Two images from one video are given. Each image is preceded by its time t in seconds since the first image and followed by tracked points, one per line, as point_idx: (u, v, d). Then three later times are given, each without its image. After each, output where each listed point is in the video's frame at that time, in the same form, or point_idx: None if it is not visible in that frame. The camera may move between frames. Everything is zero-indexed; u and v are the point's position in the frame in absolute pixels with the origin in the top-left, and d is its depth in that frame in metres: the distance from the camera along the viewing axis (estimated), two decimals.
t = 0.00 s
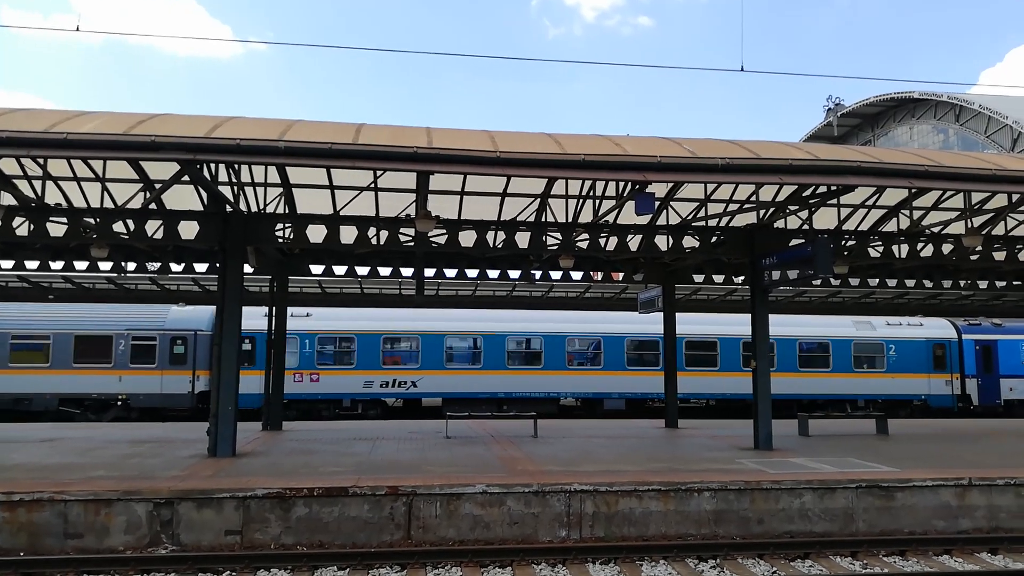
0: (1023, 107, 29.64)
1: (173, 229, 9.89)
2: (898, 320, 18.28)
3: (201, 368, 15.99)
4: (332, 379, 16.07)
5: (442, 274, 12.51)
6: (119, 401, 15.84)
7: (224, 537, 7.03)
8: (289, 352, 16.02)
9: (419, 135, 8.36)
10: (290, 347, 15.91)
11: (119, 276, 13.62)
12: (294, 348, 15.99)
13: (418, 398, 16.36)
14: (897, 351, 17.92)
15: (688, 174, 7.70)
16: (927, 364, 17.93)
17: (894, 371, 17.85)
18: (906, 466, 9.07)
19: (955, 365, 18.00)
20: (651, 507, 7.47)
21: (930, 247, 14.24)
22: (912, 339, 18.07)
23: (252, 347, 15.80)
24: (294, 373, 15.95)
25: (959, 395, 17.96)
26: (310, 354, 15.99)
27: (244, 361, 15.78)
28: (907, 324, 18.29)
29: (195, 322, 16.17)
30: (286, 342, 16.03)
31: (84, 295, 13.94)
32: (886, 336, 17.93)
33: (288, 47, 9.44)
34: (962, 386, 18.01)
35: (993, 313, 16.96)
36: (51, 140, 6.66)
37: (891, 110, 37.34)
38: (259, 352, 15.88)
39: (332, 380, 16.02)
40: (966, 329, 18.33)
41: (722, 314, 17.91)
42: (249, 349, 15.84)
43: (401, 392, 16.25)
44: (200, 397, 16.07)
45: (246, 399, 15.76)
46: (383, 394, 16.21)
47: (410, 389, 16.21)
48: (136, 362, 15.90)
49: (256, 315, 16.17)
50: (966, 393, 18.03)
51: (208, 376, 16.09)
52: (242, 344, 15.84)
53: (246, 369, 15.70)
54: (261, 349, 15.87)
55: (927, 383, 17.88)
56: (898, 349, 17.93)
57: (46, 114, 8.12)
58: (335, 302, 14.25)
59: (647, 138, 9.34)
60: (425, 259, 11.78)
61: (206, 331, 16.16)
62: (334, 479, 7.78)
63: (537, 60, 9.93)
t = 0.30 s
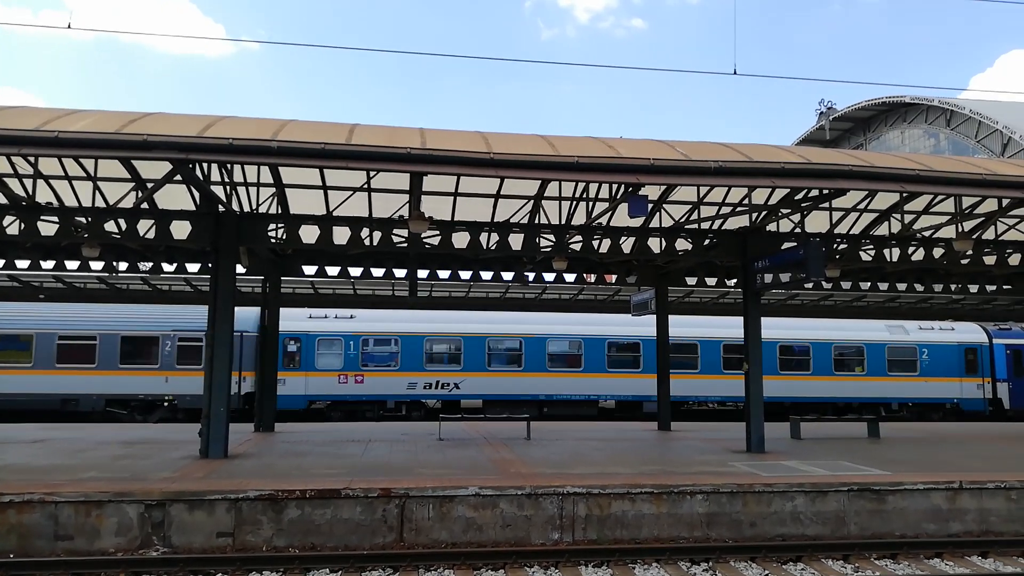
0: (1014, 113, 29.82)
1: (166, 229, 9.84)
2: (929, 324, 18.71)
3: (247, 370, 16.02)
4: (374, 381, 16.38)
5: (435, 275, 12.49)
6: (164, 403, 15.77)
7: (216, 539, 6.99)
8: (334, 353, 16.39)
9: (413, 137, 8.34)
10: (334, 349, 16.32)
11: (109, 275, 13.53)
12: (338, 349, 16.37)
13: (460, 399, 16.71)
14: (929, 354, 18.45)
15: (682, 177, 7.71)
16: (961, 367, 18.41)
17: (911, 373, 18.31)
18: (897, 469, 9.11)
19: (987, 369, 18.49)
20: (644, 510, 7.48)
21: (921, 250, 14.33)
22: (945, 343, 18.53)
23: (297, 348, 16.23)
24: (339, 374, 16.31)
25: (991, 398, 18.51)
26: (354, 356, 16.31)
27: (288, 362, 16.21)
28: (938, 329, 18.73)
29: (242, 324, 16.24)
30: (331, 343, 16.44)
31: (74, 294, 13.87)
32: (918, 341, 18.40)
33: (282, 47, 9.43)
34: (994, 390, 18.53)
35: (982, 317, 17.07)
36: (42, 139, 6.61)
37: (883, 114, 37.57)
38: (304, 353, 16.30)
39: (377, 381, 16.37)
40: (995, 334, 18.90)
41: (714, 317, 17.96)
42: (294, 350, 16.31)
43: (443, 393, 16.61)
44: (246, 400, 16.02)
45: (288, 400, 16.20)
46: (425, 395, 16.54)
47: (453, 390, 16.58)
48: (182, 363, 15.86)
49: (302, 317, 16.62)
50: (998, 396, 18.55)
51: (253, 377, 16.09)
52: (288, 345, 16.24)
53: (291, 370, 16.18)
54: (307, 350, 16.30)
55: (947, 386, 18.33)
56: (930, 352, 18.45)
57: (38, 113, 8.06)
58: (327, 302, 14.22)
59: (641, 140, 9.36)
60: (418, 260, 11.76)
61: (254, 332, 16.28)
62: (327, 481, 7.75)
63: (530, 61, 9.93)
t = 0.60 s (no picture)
0: (1009, 119, 29.95)
1: (161, 231, 9.83)
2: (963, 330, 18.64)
3: (294, 372, 16.23)
4: (419, 384, 16.37)
5: (430, 278, 12.48)
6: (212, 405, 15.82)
7: (208, 541, 6.97)
8: (379, 356, 16.43)
9: (409, 139, 8.34)
10: (380, 352, 16.36)
11: (103, 277, 13.49)
12: (383, 353, 16.41)
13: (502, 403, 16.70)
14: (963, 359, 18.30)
15: (677, 182, 7.73)
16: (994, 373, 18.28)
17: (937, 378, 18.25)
18: (890, 473, 9.13)
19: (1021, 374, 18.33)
20: (637, 513, 7.48)
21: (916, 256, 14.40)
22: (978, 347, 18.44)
23: (342, 351, 16.24)
24: (384, 377, 16.32)
25: None
26: (399, 359, 16.38)
27: (333, 365, 16.14)
28: (972, 334, 18.56)
29: (287, 326, 16.38)
30: (376, 347, 16.46)
31: (69, 296, 13.84)
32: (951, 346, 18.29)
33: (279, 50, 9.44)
34: None
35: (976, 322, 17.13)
36: (37, 140, 6.61)
37: (878, 120, 37.72)
38: (350, 356, 16.31)
39: (422, 384, 16.34)
40: None
41: (709, 320, 18.00)
42: (340, 354, 16.31)
43: (486, 397, 16.61)
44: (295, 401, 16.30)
45: (334, 402, 16.19)
46: (468, 398, 16.56)
47: (496, 393, 16.60)
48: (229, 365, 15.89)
49: (346, 320, 16.61)
50: None
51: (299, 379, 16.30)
52: (333, 348, 16.27)
53: (336, 373, 16.14)
54: (353, 353, 16.30)
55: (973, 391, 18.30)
56: (964, 357, 18.29)
57: (33, 114, 8.05)
58: (323, 305, 14.21)
59: (636, 145, 9.39)
60: (414, 263, 11.76)
61: (299, 334, 16.45)
62: (321, 483, 7.74)
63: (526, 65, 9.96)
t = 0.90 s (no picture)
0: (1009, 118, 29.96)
1: (163, 233, 9.84)
2: (1003, 331, 19.51)
3: (348, 374, 16.58)
4: (470, 385, 16.82)
5: (432, 280, 12.47)
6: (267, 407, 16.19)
7: (212, 543, 6.97)
8: (430, 358, 16.87)
9: (411, 141, 8.35)
10: (431, 354, 16.79)
11: (105, 280, 13.50)
12: (435, 355, 16.83)
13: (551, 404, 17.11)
14: (1005, 360, 19.10)
15: (679, 182, 7.73)
16: None
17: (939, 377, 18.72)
18: (894, 473, 9.13)
19: None
20: (641, 514, 7.47)
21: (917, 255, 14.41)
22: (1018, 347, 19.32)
23: (394, 354, 16.70)
24: (435, 378, 16.77)
25: None
26: (450, 361, 16.80)
27: (386, 367, 16.64)
28: (1013, 335, 19.53)
29: (341, 329, 16.68)
30: (427, 349, 16.90)
31: (71, 299, 13.85)
32: (993, 346, 19.08)
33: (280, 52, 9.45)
34: None
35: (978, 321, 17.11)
36: (40, 143, 6.61)
37: (879, 120, 37.75)
38: (402, 358, 16.76)
39: (472, 385, 16.79)
40: None
41: (710, 321, 18.00)
42: (392, 356, 16.76)
43: (535, 398, 17.02)
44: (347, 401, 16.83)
45: (387, 403, 16.69)
46: (517, 399, 17.00)
47: (545, 394, 17.01)
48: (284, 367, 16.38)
49: (398, 323, 17.06)
50: None
51: (353, 381, 16.71)
52: (386, 350, 16.73)
53: (389, 375, 16.62)
54: (404, 355, 16.75)
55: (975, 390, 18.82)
56: (1007, 358, 19.11)
57: (36, 117, 8.06)
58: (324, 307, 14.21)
59: (638, 146, 9.40)
60: (415, 264, 11.77)
61: (352, 338, 16.72)
62: (325, 484, 7.74)
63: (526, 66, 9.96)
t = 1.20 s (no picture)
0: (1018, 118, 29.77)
1: (170, 235, 9.88)
2: None
3: (404, 375, 16.89)
4: (524, 386, 17.07)
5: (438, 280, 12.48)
6: (325, 407, 16.47)
7: (220, 544, 7.00)
8: (483, 359, 17.12)
9: (416, 142, 8.37)
10: (484, 355, 17.03)
11: (113, 282, 13.56)
12: (488, 356, 17.08)
13: (603, 405, 17.35)
14: None
15: (684, 183, 7.72)
16: None
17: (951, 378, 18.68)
18: (902, 474, 9.08)
19: None
20: (647, 515, 7.47)
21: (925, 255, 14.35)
22: None
23: (449, 355, 16.94)
24: (489, 379, 17.01)
25: None
26: (504, 362, 17.04)
27: (441, 368, 16.88)
28: None
29: (397, 331, 16.97)
30: (480, 350, 17.15)
31: (80, 300, 13.92)
32: None
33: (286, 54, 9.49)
34: None
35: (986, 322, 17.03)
36: (49, 145, 6.65)
37: (887, 121, 37.64)
38: (456, 359, 17.01)
39: (526, 386, 17.05)
40: None
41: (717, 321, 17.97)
42: (446, 357, 17.00)
43: (587, 399, 17.26)
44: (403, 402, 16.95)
45: (442, 404, 16.89)
46: (570, 400, 17.23)
47: (596, 395, 17.26)
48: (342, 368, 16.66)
49: (450, 324, 17.27)
50: None
51: (408, 382, 16.98)
52: (440, 351, 16.95)
53: (444, 376, 16.85)
54: (459, 357, 16.99)
55: (985, 391, 18.79)
56: None
57: (45, 120, 8.11)
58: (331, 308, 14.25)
59: (644, 146, 9.39)
60: (421, 265, 11.78)
61: (407, 339, 17.03)
62: (332, 485, 7.77)
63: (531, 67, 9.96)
